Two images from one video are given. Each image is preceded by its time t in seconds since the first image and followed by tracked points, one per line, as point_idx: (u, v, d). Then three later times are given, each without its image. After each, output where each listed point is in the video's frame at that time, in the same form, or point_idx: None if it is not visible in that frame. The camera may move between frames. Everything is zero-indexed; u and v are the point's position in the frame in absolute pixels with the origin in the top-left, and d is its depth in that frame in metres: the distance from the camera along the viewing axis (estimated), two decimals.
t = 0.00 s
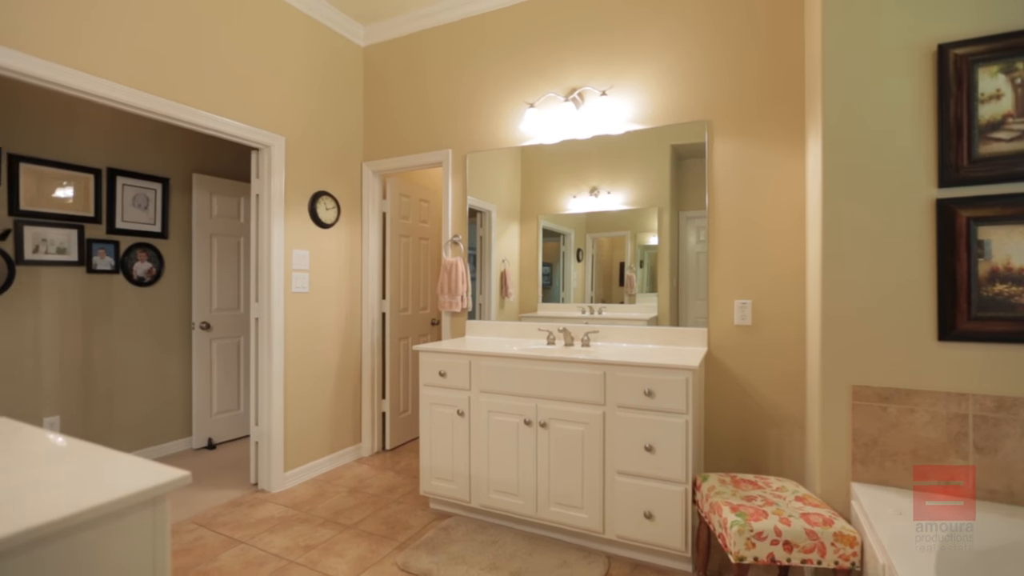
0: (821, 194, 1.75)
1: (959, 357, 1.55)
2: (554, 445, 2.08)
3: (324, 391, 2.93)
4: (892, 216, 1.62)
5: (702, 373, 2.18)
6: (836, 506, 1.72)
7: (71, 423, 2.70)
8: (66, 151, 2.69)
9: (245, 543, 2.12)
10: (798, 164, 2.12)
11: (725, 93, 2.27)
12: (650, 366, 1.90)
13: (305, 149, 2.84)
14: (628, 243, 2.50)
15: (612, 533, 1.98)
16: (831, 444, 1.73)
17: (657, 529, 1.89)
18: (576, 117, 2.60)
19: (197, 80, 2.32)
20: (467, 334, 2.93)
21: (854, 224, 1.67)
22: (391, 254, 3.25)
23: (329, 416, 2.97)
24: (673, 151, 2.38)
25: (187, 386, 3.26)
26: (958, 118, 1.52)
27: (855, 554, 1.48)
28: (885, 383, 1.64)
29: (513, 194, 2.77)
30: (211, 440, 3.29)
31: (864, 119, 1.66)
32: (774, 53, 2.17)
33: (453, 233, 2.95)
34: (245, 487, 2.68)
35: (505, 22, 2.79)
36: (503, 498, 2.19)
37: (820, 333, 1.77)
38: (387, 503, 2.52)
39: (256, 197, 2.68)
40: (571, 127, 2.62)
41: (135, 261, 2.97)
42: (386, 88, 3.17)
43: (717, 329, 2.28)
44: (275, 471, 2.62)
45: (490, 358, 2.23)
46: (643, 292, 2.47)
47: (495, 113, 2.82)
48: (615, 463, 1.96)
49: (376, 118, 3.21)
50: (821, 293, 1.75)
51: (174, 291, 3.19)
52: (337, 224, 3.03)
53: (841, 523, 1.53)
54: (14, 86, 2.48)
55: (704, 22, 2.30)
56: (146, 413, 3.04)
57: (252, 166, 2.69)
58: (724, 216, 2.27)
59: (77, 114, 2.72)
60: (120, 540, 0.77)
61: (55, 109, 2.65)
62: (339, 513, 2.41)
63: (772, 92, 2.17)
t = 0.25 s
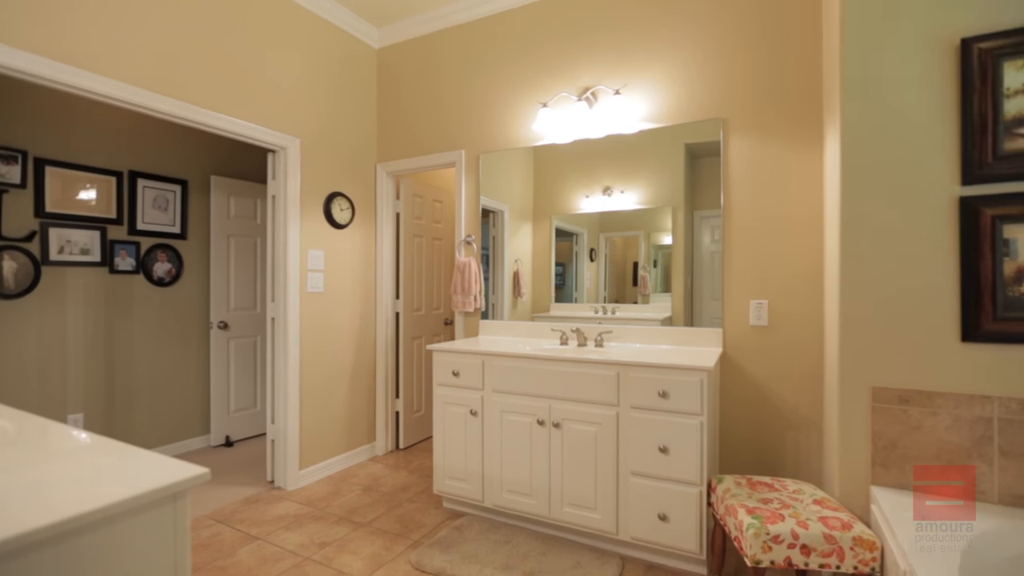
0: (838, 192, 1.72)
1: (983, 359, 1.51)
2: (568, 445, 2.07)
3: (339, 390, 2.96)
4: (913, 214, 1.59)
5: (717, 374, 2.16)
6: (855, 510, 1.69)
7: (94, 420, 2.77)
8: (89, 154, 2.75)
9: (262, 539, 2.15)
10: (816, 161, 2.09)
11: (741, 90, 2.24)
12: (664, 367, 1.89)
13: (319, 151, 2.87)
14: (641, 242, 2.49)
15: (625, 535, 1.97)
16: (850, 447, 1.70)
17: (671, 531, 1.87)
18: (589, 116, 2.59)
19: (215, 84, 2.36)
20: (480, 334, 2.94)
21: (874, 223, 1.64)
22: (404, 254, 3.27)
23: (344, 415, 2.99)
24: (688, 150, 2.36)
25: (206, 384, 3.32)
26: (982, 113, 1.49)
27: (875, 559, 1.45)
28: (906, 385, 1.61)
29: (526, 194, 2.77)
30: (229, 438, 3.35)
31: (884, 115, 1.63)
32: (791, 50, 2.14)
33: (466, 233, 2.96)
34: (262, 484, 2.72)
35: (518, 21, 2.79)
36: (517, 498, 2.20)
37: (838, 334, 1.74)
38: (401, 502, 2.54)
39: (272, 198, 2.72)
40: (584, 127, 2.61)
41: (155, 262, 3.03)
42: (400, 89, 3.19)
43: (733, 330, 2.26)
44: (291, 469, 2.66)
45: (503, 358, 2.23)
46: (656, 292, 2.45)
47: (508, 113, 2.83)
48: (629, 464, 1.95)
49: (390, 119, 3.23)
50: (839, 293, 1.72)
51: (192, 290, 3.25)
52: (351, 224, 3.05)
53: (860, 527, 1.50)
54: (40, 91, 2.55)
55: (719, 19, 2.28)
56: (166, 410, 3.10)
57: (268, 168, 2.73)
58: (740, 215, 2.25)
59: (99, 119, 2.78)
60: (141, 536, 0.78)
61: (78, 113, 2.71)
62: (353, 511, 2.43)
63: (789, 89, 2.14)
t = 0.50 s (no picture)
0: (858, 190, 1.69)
1: (1009, 361, 1.47)
2: (581, 446, 2.07)
3: (353, 389, 2.99)
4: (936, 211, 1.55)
5: (732, 375, 2.14)
6: (875, 514, 1.65)
7: (116, 417, 2.83)
8: (111, 158, 2.82)
9: (278, 536, 2.18)
10: (835, 159, 2.05)
11: (756, 88, 2.22)
12: (679, 367, 1.87)
13: (334, 152, 2.90)
14: (655, 242, 2.47)
15: (639, 536, 1.95)
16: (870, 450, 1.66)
17: (686, 533, 1.86)
18: (602, 115, 2.57)
19: (232, 87, 2.40)
20: (493, 334, 2.94)
21: (894, 221, 1.60)
22: (418, 254, 3.29)
23: (358, 414, 3.02)
24: (702, 148, 2.34)
25: (224, 383, 3.37)
26: (1008, 108, 1.45)
27: (896, 565, 1.42)
28: (928, 387, 1.57)
29: (539, 194, 2.77)
30: (246, 436, 3.40)
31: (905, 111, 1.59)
32: (808, 47, 2.11)
33: (479, 233, 2.97)
34: (278, 481, 2.75)
35: (531, 21, 2.79)
36: (530, 498, 2.19)
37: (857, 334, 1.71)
38: (414, 501, 2.55)
39: (288, 200, 2.75)
40: (597, 126, 2.60)
41: (175, 262, 3.09)
42: (413, 90, 3.21)
43: (748, 330, 2.23)
44: (306, 467, 2.69)
45: (517, 358, 2.23)
46: (670, 292, 2.43)
47: (520, 113, 2.83)
48: (643, 465, 1.94)
49: (403, 120, 3.25)
50: (858, 293, 1.68)
51: (211, 290, 3.30)
52: (365, 225, 3.08)
53: (880, 531, 1.47)
54: (64, 96, 2.61)
55: (735, 16, 2.25)
56: (185, 408, 3.16)
57: (284, 170, 2.76)
58: (756, 214, 2.22)
59: (121, 123, 2.85)
60: (159, 532, 0.80)
61: (101, 117, 2.77)
62: (367, 509, 2.45)
63: (806, 86, 2.11)
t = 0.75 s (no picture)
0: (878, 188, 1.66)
1: None
2: (594, 447, 2.06)
3: (368, 388, 3.02)
4: (959, 209, 1.51)
5: (748, 376, 2.11)
6: (896, 518, 1.62)
7: (138, 415, 2.89)
8: (132, 161, 2.88)
9: (295, 533, 2.21)
10: (854, 157, 2.02)
11: (773, 85, 2.19)
12: (693, 368, 1.86)
13: (349, 154, 2.93)
14: (669, 242, 2.45)
15: (653, 538, 1.94)
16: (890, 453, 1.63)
17: (701, 535, 1.84)
18: (616, 114, 2.56)
19: (248, 90, 2.44)
20: (506, 334, 2.94)
21: (916, 219, 1.57)
22: (431, 254, 3.30)
23: (373, 413, 3.05)
24: (717, 147, 2.32)
25: (241, 382, 3.42)
26: None
27: (917, 571, 1.39)
28: (950, 389, 1.54)
29: (552, 194, 2.77)
30: (263, 434, 3.45)
31: (927, 106, 1.56)
32: (826, 43, 2.07)
33: (493, 233, 2.97)
34: (294, 479, 2.79)
35: (544, 21, 2.79)
36: (543, 498, 2.19)
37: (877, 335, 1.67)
38: (428, 500, 2.57)
39: (303, 201, 2.78)
40: (610, 125, 2.59)
41: (194, 263, 3.14)
42: (426, 91, 3.23)
43: (765, 330, 2.20)
44: (322, 465, 2.72)
45: (530, 358, 2.23)
46: (685, 292, 2.41)
47: (533, 113, 2.83)
48: (657, 466, 1.92)
49: (416, 121, 3.27)
50: (878, 293, 1.65)
51: (229, 290, 3.36)
52: (380, 225, 3.10)
53: (901, 536, 1.44)
54: (87, 101, 2.68)
55: (750, 13, 2.23)
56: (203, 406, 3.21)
57: (299, 171, 2.80)
58: (773, 213, 2.19)
59: (141, 126, 2.91)
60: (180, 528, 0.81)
61: (122, 121, 2.83)
62: (382, 508, 2.47)
63: (824, 83, 2.08)
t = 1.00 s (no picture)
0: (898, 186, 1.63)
1: None
2: (608, 447, 2.05)
3: (382, 387, 3.04)
4: (984, 206, 1.49)
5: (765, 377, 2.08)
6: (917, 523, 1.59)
7: (158, 413, 2.95)
8: (153, 163, 2.94)
9: (310, 530, 2.23)
10: (873, 154, 1.98)
11: (789, 82, 2.16)
12: (708, 368, 1.84)
13: (363, 155, 2.95)
14: (683, 241, 2.43)
15: (668, 540, 1.93)
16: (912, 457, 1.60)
17: (716, 538, 1.82)
18: (629, 113, 2.54)
19: (265, 94, 2.47)
20: (519, 334, 2.94)
21: (938, 217, 1.54)
22: (444, 254, 3.32)
23: (386, 412, 3.07)
24: (732, 145, 2.29)
25: (258, 380, 3.47)
26: None
27: None
28: (974, 391, 1.50)
29: (565, 194, 2.76)
30: (278, 432, 3.49)
31: (950, 102, 1.52)
32: (844, 38, 2.04)
33: (506, 233, 2.98)
34: (309, 477, 2.82)
35: (557, 21, 2.79)
36: (556, 499, 2.19)
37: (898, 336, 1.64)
38: (441, 499, 2.58)
39: (318, 202, 2.81)
40: (623, 124, 2.58)
41: (212, 263, 3.20)
42: (439, 92, 3.24)
43: (781, 331, 2.17)
44: (337, 463, 2.75)
45: (543, 358, 2.23)
46: (699, 292, 2.39)
47: (546, 113, 2.82)
48: (671, 468, 1.91)
49: (429, 122, 3.29)
50: (899, 293, 1.62)
51: (246, 291, 3.41)
52: (393, 226, 3.13)
53: (923, 542, 1.41)
54: (110, 105, 2.74)
55: (766, 9, 2.20)
56: (221, 404, 3.26)
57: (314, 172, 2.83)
58: (789, 212, 2.16)
59: (161, 129, 2.96)
60: (199, 524, 0.83)
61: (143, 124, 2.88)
62: (396, 506, 2.49)
63: (842, 79, 2.05)
